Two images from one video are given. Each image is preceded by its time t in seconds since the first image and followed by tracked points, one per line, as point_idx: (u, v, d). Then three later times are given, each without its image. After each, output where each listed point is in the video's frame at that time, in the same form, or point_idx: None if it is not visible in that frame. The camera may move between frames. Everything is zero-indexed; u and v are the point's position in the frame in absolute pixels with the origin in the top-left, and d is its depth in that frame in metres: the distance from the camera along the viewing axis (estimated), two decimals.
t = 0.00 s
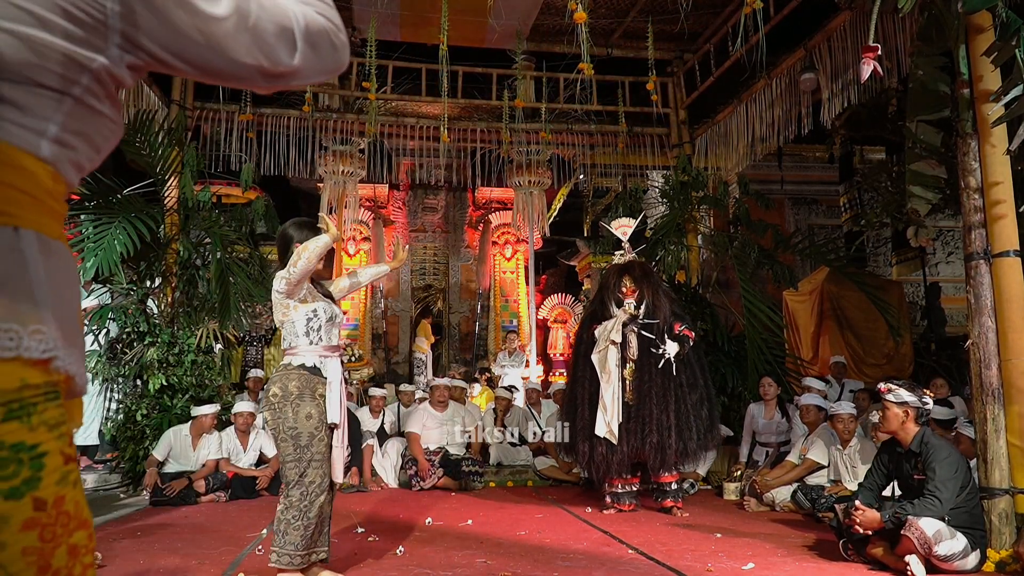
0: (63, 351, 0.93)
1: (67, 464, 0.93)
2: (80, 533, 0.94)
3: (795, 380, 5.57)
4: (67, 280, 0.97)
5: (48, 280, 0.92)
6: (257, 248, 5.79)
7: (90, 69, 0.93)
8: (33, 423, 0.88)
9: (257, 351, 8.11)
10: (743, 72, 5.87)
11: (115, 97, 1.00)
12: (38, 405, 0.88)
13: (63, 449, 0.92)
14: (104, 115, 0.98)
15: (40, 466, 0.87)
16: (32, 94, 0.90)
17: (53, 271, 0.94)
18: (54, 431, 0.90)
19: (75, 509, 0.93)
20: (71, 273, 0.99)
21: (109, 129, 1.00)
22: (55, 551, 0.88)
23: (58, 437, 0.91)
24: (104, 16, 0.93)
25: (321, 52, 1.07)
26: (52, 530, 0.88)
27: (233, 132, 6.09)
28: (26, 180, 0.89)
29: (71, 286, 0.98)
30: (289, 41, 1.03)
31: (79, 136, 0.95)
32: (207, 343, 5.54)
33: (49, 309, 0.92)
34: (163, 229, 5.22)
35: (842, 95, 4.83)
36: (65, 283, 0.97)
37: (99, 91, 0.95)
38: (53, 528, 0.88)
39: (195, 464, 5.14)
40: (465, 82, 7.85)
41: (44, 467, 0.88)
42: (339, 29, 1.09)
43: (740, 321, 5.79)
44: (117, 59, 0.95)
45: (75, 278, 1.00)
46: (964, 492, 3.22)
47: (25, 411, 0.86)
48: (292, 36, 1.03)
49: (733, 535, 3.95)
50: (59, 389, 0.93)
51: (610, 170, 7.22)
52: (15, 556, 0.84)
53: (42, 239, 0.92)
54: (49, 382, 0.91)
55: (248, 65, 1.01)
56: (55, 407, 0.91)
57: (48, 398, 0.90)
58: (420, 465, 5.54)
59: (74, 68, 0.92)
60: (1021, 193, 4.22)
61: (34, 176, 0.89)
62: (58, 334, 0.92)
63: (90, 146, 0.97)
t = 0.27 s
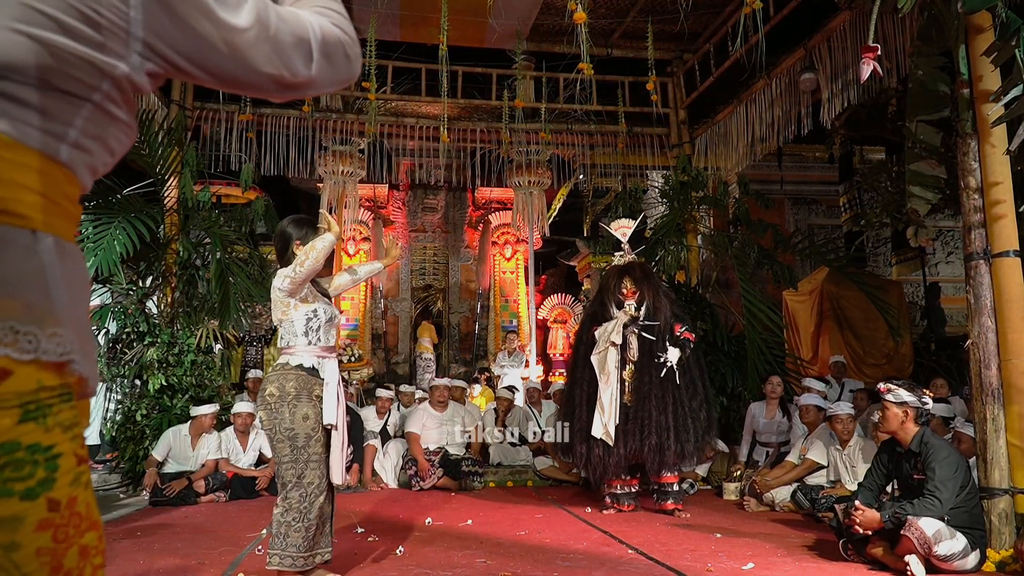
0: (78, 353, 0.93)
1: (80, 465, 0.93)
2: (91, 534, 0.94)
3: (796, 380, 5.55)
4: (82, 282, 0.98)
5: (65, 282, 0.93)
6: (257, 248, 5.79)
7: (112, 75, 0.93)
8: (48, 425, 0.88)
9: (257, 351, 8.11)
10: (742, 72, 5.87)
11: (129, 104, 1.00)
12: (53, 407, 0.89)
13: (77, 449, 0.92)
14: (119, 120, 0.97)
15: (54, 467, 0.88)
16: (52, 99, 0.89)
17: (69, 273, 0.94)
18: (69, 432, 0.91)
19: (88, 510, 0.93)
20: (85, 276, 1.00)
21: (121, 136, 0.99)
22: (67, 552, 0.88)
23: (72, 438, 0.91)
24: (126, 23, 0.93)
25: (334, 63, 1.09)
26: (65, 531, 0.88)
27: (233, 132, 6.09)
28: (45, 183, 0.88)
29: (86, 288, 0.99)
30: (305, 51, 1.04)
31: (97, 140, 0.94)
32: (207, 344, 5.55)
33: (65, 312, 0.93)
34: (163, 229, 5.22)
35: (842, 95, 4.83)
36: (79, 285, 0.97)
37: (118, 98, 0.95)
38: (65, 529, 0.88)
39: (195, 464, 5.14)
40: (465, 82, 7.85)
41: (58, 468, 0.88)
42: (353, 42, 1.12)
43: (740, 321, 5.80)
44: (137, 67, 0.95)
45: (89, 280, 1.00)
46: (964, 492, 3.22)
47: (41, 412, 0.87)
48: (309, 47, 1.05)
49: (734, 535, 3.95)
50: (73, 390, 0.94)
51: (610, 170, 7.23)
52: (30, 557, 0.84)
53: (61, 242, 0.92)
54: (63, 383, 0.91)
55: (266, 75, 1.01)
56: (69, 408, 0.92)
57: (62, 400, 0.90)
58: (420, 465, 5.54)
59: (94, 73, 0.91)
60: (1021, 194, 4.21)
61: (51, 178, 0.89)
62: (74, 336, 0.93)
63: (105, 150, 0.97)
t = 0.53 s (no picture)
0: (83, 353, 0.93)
1: (83, 464, 0.93)
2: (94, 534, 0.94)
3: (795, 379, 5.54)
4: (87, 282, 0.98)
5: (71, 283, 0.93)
6: (257, 248, 5.78)
7: (118, 76, 0.93)
8: (52, 424, 0.89)
9: (257, 351, 8.12)
10: (742, 72, 5.87)
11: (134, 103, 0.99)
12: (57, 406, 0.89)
13: (80, 449, 0.92)
14: (124, 118, 0.97)
15: (59, 466, 0.88)
16: (56, 98, 0.88)
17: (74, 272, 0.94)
18: (73, 431, 0.91)
19: (91, 509, 0.93)
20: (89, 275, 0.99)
21: (125, 134, 0.99)
22: (71, 551, 0.88)
23: (76, 437, 0.91)
24: (133, 23, 0.92)
25: (339, 66, 1.09)
26: (69, 530, 0.88)
27: (233, 132, 6.09)
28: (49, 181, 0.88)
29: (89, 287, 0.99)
30: (311, 54, 1.04)
31: (101, 138, 0.94)
32: (207, 343, 5.55)
33: (70, 312, 0.93)
34: (163, 229, 5.21)
35: (842, 95, 4.84)
36: (84, 285, 0.97)
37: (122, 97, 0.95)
38: (69, 528, 0.88)
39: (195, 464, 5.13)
40: (465, 82, 7.86)
41: (63, 467, 0.88)
42: (357, 45, 1.11)
43: (740, 321, 5.80)
44: (144, 68, 0.95)
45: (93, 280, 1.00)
46: (964, 492, 3.22)
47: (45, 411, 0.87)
48: (315, 51, 1.04)
49: (734, 535, 3.95)
50: (76, 389, 0.94)
51: (610, 170, 7.23)
52: (34, 556, 0.84)
53: (65, 242, 0.92)
54: (67, 382, 0.91)
55: (270, 77, 1.01)
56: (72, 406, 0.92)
57: (65, 400, 0.91)
58: (420, 465, 5.54)
59: (102, 74, 0.91)
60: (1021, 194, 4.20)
61: (56, 177, 0.89)
62: (79, 335, 0.93)
63: (108, 148, 0.96)
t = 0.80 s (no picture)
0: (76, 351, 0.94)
1: (77, 462, 0.93)
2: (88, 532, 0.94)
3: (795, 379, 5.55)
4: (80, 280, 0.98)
5: (64, 281, 0.93)
6: (257, 248, 5.78)
7: (110, 71, 0.93)
8: (47, 421, 0.89)
9: (257, 351, 8.12)
10: (742, 72, 5.87)
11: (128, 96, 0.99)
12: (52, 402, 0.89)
13: (74, 447, 0.92)
14: (115, 112, 0.97)
15: (53, 463, 0.88)
16: (46, 94, 0.89)
17: (67, 270, 0.95)
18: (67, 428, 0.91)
19: (85, 507, 0.93)
20: (84, 273, 1.00)
21: (118, 127, 0.99)
22: (65, 550, 0.88)
23: (70, 434, 0.92)
24: (124, 17, 0.92)
25: (333, 57, 1.08)
26: (63, 529, 0.88)
27: (233, 132, 6.09)
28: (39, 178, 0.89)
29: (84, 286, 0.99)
30: (305, 46, 1.03)
31: (92, 132, 0.95)
32: (207, 344, 5.54)
33: (65, 310, 0.93)
34: (163, 229, 5.21)
35: (842, 95, 4.84)
36: (77, 282, 0.97)
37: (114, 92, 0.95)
38: (63, 527, 0.88)
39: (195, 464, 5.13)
40: (465, 82, 7.86)
41: (57, 464, 0.88)
42: (352, 36, 1.10)
43: (740, 321, 5.80)
44: (137, 62, 0.95)
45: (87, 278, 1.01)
46: (964, 492, 3.22)
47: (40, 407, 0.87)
48: (309, 43, 1.03)
49: (734, 535, 3.95)
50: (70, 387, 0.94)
51: (610, 170, 7.23)
52: (28, 554, 0.84)
53: (59, 240, 0.93)
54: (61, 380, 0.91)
55: (261, 68, 1.01)
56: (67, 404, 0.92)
57: (60, 397, 0.90)
58: (420, 465, 5.54)
59: (93, 70, 0.91)
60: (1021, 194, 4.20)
61: (47, 175, 0.89)
62: (72, 333, 0.93)
63: (101, 140, 0.97)
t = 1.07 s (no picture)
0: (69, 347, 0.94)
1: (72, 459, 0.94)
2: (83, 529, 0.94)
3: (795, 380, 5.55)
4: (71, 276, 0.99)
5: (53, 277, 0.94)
6: (257, 248, 5.77)
7: (96, 64, 0.93)
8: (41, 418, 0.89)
9: (257, 351, 8.13)
10: (742, 72, 5.87)
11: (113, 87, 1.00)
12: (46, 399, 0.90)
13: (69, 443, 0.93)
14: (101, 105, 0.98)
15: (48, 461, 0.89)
16: (30, 89, 0.90)
17: (58, 267, 0.95)
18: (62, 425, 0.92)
19: (80, 504, 0.93)
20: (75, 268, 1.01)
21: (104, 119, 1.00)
22: (60, 547, 0.88)
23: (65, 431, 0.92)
24: (108, 9, 0.93)
25: (321, 41, 1.08)
26: (59, 526, 0.89)
27: (233, 132, 6.08)
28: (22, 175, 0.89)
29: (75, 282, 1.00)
30: (293, 31, 1.04)
31: (79, 125, 0.95)
32: (207, 344, 5.52)
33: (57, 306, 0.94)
34: (163, 229, 5.20)
35: (842, 95, 4.84)
36: (68, 277, 0.98)
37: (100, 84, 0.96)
38: (58, 524, 0.89)
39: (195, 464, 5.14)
40: (465, 82, 7.86)
41: (52, 461, 0.89)
42: (339, 18, 1.10)
43: (739, 321, 5.80)
44: (122, 52, 0.95)
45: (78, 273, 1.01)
46: (964, 492, 3.22)
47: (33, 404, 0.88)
48: (296, 27, 1.04)
49: (734, 535, 3.95)
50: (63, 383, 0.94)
51: (610, 170, 7.23)
52: (24, 552, 0.85)
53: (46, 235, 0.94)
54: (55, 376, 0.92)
55: (248, 53, 1.01)
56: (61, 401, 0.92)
57: (53, 394, 0.91)
58: (419, 465, 5.54)
59: (79, 63, 0.92)
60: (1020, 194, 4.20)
61: (30, 168, 0.90)
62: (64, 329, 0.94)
63: (89, 132, 0.98)
